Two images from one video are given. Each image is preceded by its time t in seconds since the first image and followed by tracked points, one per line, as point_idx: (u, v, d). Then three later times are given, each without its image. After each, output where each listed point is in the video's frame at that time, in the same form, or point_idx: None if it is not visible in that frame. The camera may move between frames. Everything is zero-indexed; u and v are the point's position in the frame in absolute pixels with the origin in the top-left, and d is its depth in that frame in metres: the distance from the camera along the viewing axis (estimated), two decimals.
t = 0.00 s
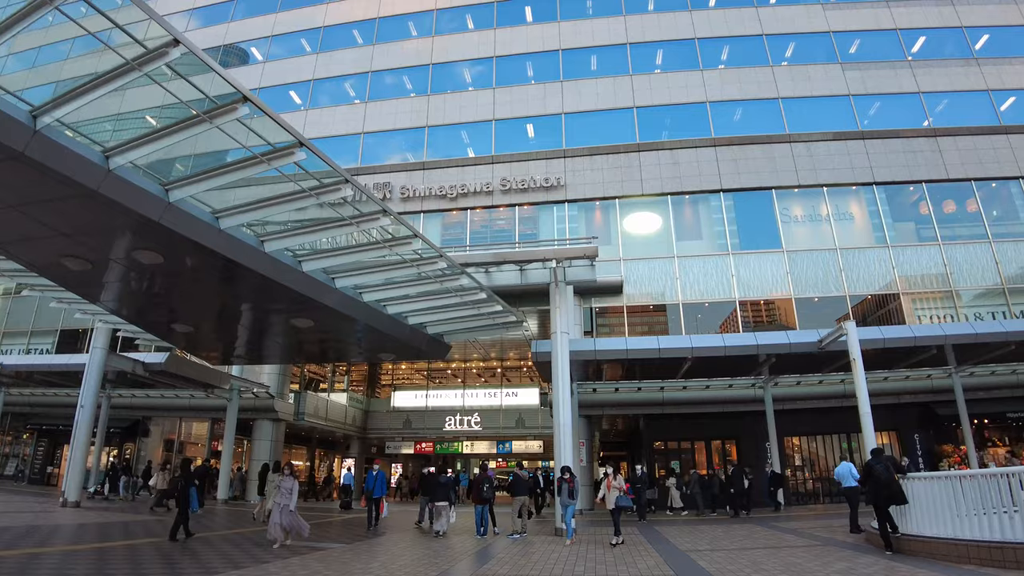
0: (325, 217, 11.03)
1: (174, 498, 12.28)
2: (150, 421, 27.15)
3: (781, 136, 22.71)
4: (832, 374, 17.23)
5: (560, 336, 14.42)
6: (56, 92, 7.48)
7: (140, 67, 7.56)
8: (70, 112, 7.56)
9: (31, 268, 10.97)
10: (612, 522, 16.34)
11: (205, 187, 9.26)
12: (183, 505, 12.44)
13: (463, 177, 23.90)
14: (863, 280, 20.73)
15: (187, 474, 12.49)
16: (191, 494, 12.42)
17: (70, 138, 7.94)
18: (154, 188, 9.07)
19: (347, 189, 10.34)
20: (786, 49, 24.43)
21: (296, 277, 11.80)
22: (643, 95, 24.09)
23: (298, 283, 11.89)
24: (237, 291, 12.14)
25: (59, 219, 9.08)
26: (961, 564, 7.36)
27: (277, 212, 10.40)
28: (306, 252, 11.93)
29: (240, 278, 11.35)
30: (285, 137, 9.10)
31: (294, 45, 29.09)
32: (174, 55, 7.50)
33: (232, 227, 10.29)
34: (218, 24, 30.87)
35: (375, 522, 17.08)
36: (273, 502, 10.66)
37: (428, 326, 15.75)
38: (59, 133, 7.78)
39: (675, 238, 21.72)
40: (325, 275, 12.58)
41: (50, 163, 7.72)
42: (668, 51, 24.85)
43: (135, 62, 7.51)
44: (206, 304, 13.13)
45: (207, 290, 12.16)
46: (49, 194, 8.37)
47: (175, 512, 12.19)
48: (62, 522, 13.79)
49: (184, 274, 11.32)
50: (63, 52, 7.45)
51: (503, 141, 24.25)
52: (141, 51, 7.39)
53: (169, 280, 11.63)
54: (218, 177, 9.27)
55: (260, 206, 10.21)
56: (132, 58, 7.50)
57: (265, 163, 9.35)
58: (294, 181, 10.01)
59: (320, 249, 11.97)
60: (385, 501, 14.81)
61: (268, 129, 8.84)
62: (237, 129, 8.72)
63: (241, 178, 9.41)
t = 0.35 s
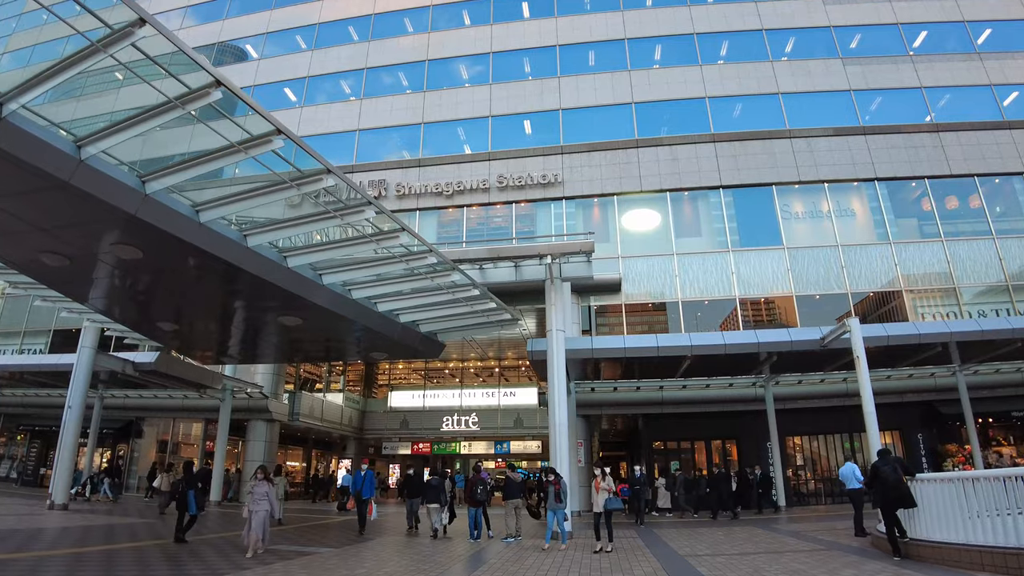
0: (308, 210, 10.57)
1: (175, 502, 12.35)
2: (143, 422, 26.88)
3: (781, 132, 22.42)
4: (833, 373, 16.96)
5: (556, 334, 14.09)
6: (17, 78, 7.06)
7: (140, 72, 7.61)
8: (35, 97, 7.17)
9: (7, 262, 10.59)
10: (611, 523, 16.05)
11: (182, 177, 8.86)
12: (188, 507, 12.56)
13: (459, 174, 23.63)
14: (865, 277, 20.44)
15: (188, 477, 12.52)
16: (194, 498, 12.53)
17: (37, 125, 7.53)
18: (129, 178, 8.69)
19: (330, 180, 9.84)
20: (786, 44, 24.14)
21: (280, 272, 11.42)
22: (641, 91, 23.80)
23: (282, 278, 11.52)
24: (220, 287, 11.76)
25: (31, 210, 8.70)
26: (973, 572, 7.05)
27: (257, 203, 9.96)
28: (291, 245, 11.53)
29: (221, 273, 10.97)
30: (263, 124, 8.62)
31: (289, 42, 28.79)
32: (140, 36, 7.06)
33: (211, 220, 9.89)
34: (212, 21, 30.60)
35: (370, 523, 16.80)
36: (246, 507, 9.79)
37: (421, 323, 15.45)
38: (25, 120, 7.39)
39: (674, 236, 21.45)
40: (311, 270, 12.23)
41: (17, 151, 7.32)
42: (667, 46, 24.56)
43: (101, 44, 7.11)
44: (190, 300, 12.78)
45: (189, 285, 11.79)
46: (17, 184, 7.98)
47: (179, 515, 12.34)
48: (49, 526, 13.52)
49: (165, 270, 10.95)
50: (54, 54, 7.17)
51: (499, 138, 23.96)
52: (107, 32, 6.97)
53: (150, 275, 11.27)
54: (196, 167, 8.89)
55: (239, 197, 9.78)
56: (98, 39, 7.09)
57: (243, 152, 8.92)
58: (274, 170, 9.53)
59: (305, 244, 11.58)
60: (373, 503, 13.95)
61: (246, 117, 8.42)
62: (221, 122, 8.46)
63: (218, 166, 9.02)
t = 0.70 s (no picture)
0: (292, 196, 10.20)
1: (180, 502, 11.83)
2: (137, 420, 26.57)
3: (783, 125, 22.12)
4: (836, 369, 16.70)
5: (553, 328, 13.78)
6: None
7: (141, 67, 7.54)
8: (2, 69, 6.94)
9: None
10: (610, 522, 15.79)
11: (160, 160, 8.54)
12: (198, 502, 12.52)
13: (456, 169, 23.33)
14: (867, 272, 20.15)
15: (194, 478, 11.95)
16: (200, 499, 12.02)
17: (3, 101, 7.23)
18: (105, 161, 8.37)
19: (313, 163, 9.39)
20: (788, 37, 23.83)
21: (266, 262, 11.07)
22: (641, 84, 23.50)
23: (268, 268, 11.15)
24: (204, 277, 11.37)
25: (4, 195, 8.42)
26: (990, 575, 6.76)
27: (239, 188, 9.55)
28: (277, 234, 11.19)
29: (203, 261, 10.54)
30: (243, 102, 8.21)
31: (285, 36, 28.48)
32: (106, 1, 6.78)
33: (192, 206, 9.55)
34: (208, 16, 30.29)
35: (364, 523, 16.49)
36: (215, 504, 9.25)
37: (414, 317, 15.15)
38: None
39: (674, 230, 21.16)
40: (298, 260, 11.88)
41: None
42: (667, 39, 24.25)
43: (68, 14, 6.84)
44: (174, 292, 12.42)
45: (172, 276, 11.42)
46: None
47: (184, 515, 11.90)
48: (35, 524, 13.24)
49: (148, 260, 10.64)
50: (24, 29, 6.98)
51: (497, 132, 23.66)
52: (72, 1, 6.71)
53: (133, 266, 10.97)
54: (174, 148, 8.58)
55: (220, 181, 9.41)
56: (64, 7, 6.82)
57: (221, 131, 8.54)
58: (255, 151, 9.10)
59: (291, 233, 11.20)
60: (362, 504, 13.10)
61: (224, 95, 7.99)
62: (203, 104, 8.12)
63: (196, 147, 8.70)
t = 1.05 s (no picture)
0: (269, 183, 9.83)
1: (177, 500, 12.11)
2: (128, 418, 26.26)
3: (782, 120, 21.80)
4: (837, 366, 16.38)
5: (546, 323, 13.46)
6: None
7: (106, 44, 7.04)
8: None
9: None
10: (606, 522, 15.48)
11: (128, 141, 8.14)
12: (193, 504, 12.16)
13: (451, 163, 23.00)
14: (869, 268, 19.83)
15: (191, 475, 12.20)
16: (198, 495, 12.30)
17: None
18: (71, 144, 7.99)
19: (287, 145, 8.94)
20: (787, 31, 23.50)
21: (244, 252, 10.69)
22: (638, 78, 23.18)
23: (247, 259, 10.77)
24: (182, 268, 11.00)
25: None
26: None
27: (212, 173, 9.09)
28: (257, 224, 10.76)
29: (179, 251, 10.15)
30: (211, 80, 7.67)
31: (279, 30, 28.16)
32: None
33: (165, 192, 9.15)
34: (203, 10, 29.98)
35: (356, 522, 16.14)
36: (160, 510, 8.68)
37: (403, 311, 14.83)
38: None
39: (672, 226, 20.85)
40: (279, 251, 11.50)
41: None
42: (665, 33, 23.92)
43: None
44: (153, 284, 12.04)
45: (149, 267, 11.02)
46: None
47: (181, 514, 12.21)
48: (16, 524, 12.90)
49: (123, 250, 10.28)
50: None
51: (492, 126, 23.34)
52: None
53: (109, 257, 10.62)
54: (142, 131, 8.16)
55: (192, 166, 8.97)
56: None
57: (190, 111, 8.03)
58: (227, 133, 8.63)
59: (270, 222, 10.80)
60: (343, 503, 12.52)
61: (191, 73, 7.47)
62: (168, 81, 7.57)
63: (166, 128, 8.21)
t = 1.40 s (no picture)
0: (237, 171, 9.42)
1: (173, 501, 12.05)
2: (112, 418, 25.74)
3: (775, 116, 21.56)
4: (830, 366, 16.10)
5: (531, 321, 13.12)
6: None
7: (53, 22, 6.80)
8: None
9: None
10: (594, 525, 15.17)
11: (84, 126, 7.71)
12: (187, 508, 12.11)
13: (439, 160, 22.65)
14: (861, 267, 19.61)
15: (188, 476, 12.14)
16: (193, 497, 12.24)
17: None
18: (23, 129, 7.51)
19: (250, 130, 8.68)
20: (780, 27, 23.27)
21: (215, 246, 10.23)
22: (629, 74, 22.90)
23: (217, 253, 10.31)
24: (151, 263, 10.54)
25: None
26: None
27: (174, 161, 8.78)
28: (224, 216, 10.32)
29: (146, 245, 9.70)
30: (166, 59, 7.40)
31: (267, 26, 27.72)
32: None
33: (128, 181, 8.69)
34: (189, 5, 29.49)
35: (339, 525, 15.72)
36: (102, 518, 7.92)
37: (384, 308, 14.50)
38: None
39: (663, 223, 20.57)
40: (251, 245, 11.05)
41: None
42: (656, 29, 23.64)
43: None
44: (122, 280, 11.56)
45: (116, 261, 10.54)
46: None
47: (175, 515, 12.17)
48: None
49: (87, 243, 9.80)
50: None
51: (481, 122, 22.99)
52: None
53: (73, 250, 10.14)
54: (98, 115, 7.76)
55: (153, 154, 8.61)
56: None
57: (146, 94, 7.75)
58: (187, 119, 8.34)
59: (240, 214, 10.36)
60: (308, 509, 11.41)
61: (142, 50, 7.13)
62: (120, 61, 7.26)
63: (121, 113, 7.90)
